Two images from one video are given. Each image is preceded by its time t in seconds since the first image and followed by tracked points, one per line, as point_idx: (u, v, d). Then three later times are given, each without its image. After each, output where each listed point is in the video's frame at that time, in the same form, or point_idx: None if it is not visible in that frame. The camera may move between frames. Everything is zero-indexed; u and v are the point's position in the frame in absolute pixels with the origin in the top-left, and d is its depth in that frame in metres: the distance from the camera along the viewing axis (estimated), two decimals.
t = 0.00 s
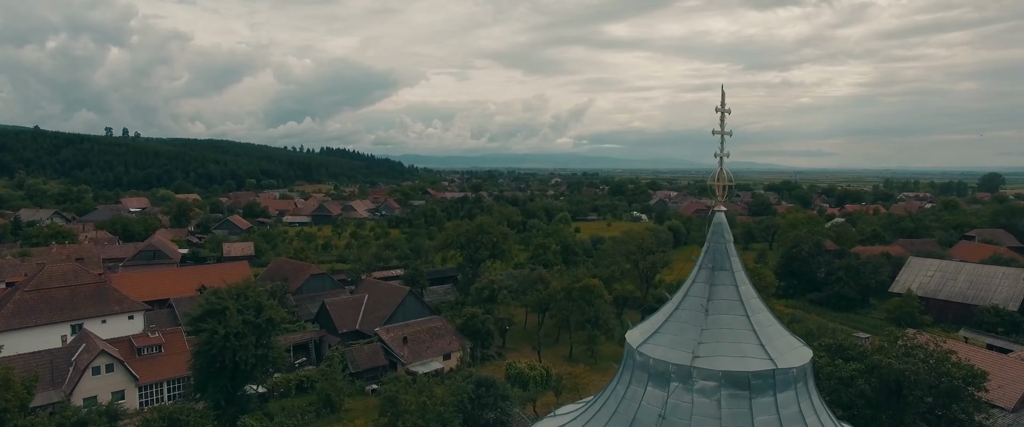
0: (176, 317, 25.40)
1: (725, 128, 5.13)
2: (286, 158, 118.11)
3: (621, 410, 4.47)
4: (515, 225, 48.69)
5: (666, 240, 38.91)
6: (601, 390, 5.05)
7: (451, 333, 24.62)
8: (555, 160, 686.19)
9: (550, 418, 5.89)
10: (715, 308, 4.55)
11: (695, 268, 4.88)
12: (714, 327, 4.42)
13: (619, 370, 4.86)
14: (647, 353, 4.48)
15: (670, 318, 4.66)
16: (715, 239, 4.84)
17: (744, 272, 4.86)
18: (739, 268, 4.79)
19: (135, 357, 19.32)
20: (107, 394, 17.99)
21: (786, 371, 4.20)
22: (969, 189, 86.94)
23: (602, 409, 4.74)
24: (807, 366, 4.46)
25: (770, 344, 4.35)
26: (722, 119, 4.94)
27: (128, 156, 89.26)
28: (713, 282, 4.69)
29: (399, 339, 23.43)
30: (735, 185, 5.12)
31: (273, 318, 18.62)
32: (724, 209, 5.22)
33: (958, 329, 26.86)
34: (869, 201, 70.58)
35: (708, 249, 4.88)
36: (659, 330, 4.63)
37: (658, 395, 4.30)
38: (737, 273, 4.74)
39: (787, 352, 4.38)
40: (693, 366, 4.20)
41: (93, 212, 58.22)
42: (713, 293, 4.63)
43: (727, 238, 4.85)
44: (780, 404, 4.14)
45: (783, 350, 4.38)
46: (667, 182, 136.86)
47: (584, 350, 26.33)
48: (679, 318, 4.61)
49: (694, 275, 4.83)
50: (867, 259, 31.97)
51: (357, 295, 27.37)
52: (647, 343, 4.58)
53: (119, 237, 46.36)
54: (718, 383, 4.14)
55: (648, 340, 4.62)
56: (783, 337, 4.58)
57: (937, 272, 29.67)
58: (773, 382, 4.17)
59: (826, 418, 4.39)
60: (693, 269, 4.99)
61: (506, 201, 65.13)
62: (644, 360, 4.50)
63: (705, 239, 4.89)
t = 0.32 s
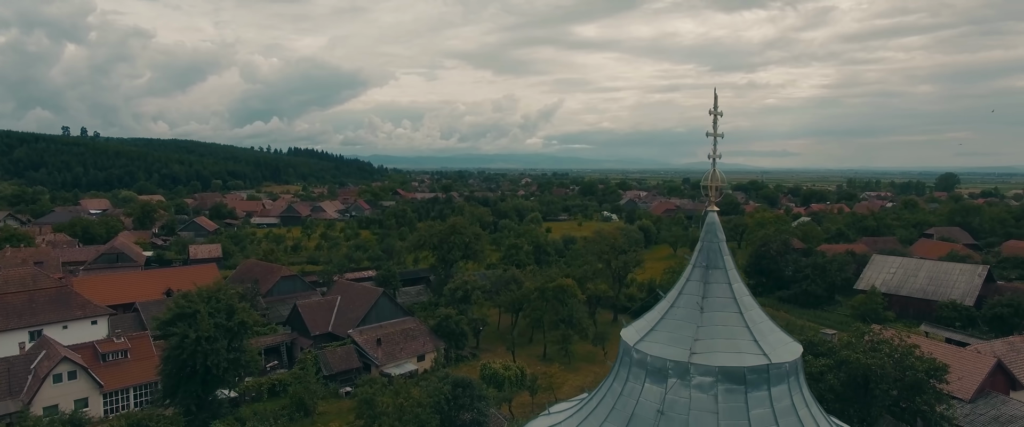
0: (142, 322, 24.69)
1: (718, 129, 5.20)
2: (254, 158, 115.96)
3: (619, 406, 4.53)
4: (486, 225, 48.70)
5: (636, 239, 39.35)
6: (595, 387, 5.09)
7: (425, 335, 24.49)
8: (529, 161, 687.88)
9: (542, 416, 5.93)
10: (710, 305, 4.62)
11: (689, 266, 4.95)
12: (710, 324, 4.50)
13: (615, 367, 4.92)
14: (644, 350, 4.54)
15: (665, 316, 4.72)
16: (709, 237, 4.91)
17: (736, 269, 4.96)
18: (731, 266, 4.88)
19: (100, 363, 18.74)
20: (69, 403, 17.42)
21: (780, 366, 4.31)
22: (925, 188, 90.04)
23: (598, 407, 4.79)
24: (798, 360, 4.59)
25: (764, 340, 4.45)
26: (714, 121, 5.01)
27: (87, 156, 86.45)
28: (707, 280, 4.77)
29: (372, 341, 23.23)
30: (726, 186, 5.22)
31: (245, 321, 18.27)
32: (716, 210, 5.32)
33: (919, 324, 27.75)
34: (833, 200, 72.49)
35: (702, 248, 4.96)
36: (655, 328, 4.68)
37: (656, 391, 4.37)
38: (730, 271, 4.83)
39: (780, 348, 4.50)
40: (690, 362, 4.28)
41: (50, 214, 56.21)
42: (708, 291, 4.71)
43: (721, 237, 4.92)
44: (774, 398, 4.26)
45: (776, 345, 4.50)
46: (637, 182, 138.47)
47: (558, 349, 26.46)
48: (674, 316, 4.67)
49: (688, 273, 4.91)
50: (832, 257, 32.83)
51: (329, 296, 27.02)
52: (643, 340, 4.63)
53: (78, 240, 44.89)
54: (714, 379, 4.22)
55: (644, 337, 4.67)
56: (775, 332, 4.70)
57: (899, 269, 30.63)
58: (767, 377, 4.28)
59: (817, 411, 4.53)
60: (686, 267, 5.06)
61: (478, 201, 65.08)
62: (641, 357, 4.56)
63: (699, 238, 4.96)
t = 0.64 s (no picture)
0: (107, 327, 24.00)
1: (710, 131, 5.30)
2: (221, 159, 113.62)
3: (617, 403, 4.58)
4: (458, 226, 48.60)
5: (608, 239, 39.72)
6: (593, 385, 5.14)
7: (399, 336, 24.32)
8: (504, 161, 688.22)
9: (535, 415, 5.95)
10: (705, 302, 4.71)
11: (683, 265, 5.03)
12: (706, 321, 4.58)
13: (612, 365, 4.96)
14: (642, 347, 4.59)
15: (662, 313, 4.78)
16: (702, 236, 5.00)
17: (728, 267, 5.06)
18: (724, 264, 4.99)
19: (63, 370, 18.15)
20: (30, 412, 16.82)
21: (773, 360, 4.42)
22: (884, 188, 92.87)
23: (596, 404, 4.84)
24: (790, 355, 4.71)
25: (756, 335, 4.55)
26: (707, 123, 5.11)
27: (44, 156, 83.52)
28: (702, 278, 4.86)
29: (346, 343, 22.98)
30: (717, 186, 5.34)
31: (217, 324, 17.90)
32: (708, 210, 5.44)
33: (883, 319, 28.58)
34: (799, 199, 74.22)
35: (695, 247, 5.05)
36: (652, 325, 4.75)
37: (654, 387, 4.44)
38: (724, 269, 4.94)
39: (772, 342, 4.61)
40: (688, 358, 4.36)
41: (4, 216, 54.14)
42: (702, 288, 4.80)
43: (714, 236, 5.02)
44: (768, 392, 4.38)
45: (768, 341, 4.61)
46: (607, 182, 139.71)
47: (532, 349, 26.56)
48: (670, 313, 4.74)
49: (683, 272, 4.99)
50: (800, 255, 33.62)
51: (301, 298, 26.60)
52: (640, 337, 4.68)
53: (35, 243, 43.34)
54: (711, 374, 4.31)
55: (641, 334, 4.73)
56: (767, 328, 4.81)
57: (865, 266, 31.50)
58: (762, 371, 4.39)
59: (807, 403, 4.67)
60: (679, 265, 5.15)
61: (450, 202, 64.88)
62: (639, 354, 4.61)
63: (693, 236, 5.05)
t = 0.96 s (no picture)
0: (69, 332, 23.23)
1: (702, 135, 5.53)
2: (186, 159, 110.91)
3: (614, 399, 4.71)
4: (429, 226, 48.34)
5: (581, 239, 40.00)
6: (588, 381, 5.26)
7: (373, 337, 24.14)
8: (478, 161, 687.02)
9: (528, 412, 6.04)
10: (698, 300, 4.89)
11: (676, 263, 5.20)
12: (700, 317, 4.75)
13: (606, 362, 5.09)
14: (638, 344, 4.73)
15: (656, 311, 4.95)
16: (695, 235, 5.18)
17: (719, 265, 5.26)
18: (716, 262, 5.18)
19: (22, 378, 17.51)
20: None
21: (765, 355, 4.60)
22: (848, 187, 95.39)
23: (593, 400, 4.95)
24: (780, 350, 4.91)
25: (748, 330, 4.74)
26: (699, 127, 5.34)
27: None
28: (695, 276, 5.04)
29: (319, 345, 22.68)
30: (706, 188, 5.57)
31: (188, 328, 17.52)
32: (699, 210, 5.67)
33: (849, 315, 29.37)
34: (766, 198, 75.73)
35: (687, 246, 5.23)
36: (648, 322, 4.90)
37: (651, 383, 4.58)
38: (715, 267, 5.13)
39: (763, 337, 4.81)
40: (684, 354, 4.52)
41: None
42: (696, 286, 4.98)
43: (706, 235, 5.21)
44: (761, 385, 4.56)
45: (760, 336, 4.80)
46: (579, 181, 140.51)
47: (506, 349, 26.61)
48: (665, 310, 4.90)
49: (676, 270, 5.16)
50: (768, 253, 34.41)
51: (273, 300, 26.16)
52: (637, 334, 4.83)
53: None
54: (707, 369, 4.47)
55: (637, 331, 4.88)
56: (758, 324, 5.01)
57: (831, 263, 32.30)
58: (754, 365, 4.57)
59: (796, 395, 4.87)
60: (672, 264, 5.33)
61: (421, 202, 64.49)
62: (636, 350, 4.75)
63: (685, 235, 5.23)
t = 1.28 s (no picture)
0: (27, 340, 22.38)
1: (692, 140, 5.79)
2: (149, 159, 107.93)
3: (610, 395, 4.80)
4: (400, 226, 48.09)
5: (552, 239, 40.17)
6: (581, 378, 5.37)
7: (346, 339, 23.87)
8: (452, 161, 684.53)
9: (521, 410, 6.12)
10: (691, 296, 5.05)
11: (668, 261, 5.37)
12: (693, 314, 4.91)
13: (601, 359, 5.20)
14: (633, 341, 4.85)
15: (650, 309, 5.09)
16: (686, 234, 5.36)
17: (709, 264, 5.44)
18: (706, 260, 5.37)
19: None
20: None
21: (756, 350, 4.77)
22: (811, 186, 97.75)
23: (588, 396, 5.05)
24: (769, 345, 5.08)
25: (739, 327, 4.91)
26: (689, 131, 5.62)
27: None
28: (687, 274, 5.21)
29: (291, 348, 22.34)
30: (697, 189, 5.78)
31: (157, 332, 17.08)
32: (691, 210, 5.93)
33: (816, 311, 30.10)
34: (733, 198, 77.24)
35: (678, 244, 5.41)
36: (642, 319, 5.04)
37: (647, 379, 4.69)
38: (706, 265, 5.31)
39: (753, 333, 4.98)
40: (679, 350, 4.66)
41: None
42: (688, 283, 5.14)
43: (696, 233, 5.39)
44: (753, 380, 4.70)
45: (751, 331, 4.96)
46: (548, 181, 141.32)
47: (479, 349, 26.60)
48: (659, 308, 5.04)
49: (668, 268, 5.33)
50: (737, 252, 35.19)
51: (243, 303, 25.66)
52: (631, 331, 4.96)
53: None
54: (701, 364, 4.60)
55: (631, 328, 5.01)
56: (748, 321, 5.18)
57: (797, 261, 33.05)
58: (746, 360, 4.72)
59: (785, 389, 5.04)
60: (664, 262, 5.50)
61: (391, 202, 64.00)
62: (631, 347, 4.87)
63: (677, 235, 5.40)
